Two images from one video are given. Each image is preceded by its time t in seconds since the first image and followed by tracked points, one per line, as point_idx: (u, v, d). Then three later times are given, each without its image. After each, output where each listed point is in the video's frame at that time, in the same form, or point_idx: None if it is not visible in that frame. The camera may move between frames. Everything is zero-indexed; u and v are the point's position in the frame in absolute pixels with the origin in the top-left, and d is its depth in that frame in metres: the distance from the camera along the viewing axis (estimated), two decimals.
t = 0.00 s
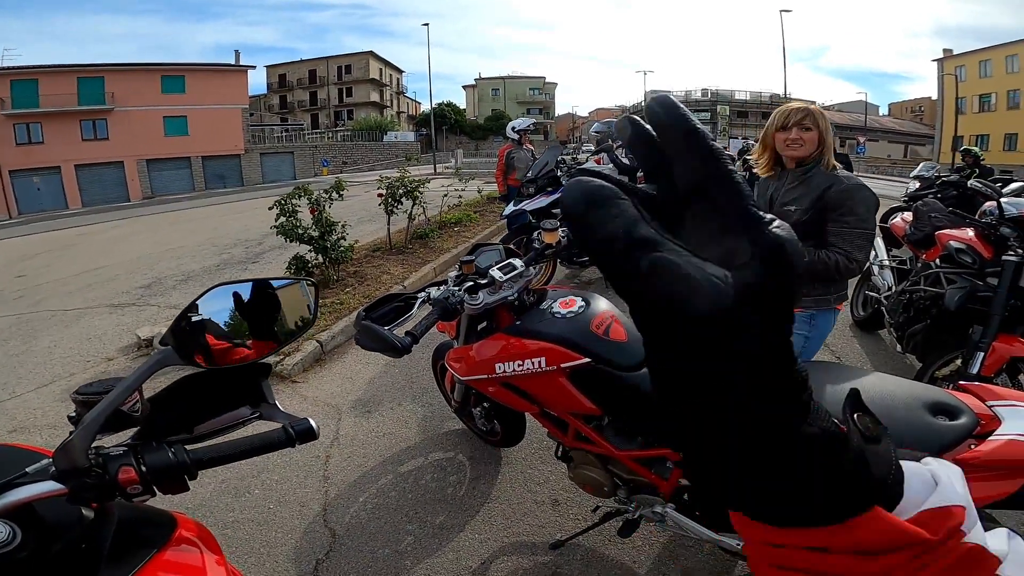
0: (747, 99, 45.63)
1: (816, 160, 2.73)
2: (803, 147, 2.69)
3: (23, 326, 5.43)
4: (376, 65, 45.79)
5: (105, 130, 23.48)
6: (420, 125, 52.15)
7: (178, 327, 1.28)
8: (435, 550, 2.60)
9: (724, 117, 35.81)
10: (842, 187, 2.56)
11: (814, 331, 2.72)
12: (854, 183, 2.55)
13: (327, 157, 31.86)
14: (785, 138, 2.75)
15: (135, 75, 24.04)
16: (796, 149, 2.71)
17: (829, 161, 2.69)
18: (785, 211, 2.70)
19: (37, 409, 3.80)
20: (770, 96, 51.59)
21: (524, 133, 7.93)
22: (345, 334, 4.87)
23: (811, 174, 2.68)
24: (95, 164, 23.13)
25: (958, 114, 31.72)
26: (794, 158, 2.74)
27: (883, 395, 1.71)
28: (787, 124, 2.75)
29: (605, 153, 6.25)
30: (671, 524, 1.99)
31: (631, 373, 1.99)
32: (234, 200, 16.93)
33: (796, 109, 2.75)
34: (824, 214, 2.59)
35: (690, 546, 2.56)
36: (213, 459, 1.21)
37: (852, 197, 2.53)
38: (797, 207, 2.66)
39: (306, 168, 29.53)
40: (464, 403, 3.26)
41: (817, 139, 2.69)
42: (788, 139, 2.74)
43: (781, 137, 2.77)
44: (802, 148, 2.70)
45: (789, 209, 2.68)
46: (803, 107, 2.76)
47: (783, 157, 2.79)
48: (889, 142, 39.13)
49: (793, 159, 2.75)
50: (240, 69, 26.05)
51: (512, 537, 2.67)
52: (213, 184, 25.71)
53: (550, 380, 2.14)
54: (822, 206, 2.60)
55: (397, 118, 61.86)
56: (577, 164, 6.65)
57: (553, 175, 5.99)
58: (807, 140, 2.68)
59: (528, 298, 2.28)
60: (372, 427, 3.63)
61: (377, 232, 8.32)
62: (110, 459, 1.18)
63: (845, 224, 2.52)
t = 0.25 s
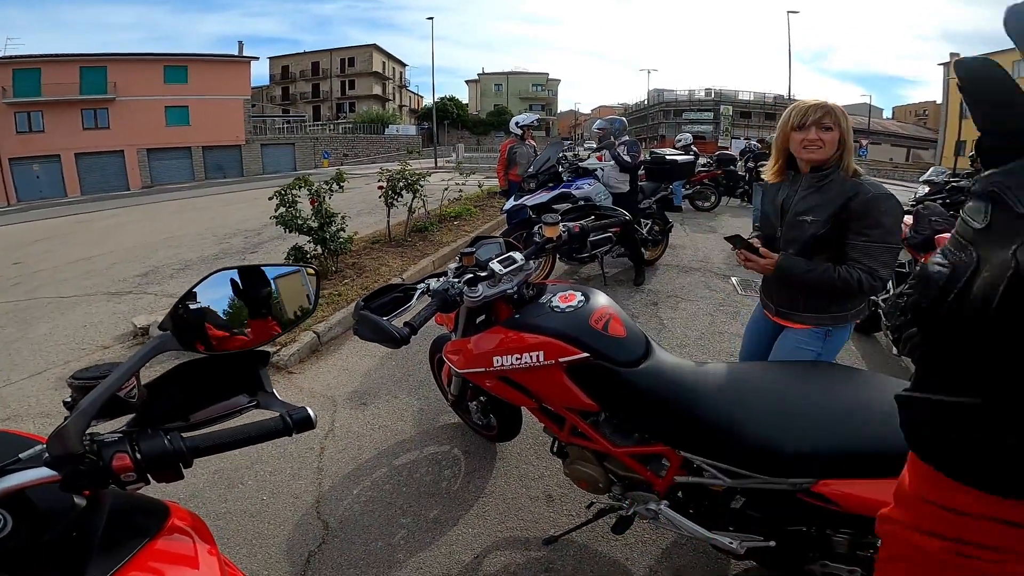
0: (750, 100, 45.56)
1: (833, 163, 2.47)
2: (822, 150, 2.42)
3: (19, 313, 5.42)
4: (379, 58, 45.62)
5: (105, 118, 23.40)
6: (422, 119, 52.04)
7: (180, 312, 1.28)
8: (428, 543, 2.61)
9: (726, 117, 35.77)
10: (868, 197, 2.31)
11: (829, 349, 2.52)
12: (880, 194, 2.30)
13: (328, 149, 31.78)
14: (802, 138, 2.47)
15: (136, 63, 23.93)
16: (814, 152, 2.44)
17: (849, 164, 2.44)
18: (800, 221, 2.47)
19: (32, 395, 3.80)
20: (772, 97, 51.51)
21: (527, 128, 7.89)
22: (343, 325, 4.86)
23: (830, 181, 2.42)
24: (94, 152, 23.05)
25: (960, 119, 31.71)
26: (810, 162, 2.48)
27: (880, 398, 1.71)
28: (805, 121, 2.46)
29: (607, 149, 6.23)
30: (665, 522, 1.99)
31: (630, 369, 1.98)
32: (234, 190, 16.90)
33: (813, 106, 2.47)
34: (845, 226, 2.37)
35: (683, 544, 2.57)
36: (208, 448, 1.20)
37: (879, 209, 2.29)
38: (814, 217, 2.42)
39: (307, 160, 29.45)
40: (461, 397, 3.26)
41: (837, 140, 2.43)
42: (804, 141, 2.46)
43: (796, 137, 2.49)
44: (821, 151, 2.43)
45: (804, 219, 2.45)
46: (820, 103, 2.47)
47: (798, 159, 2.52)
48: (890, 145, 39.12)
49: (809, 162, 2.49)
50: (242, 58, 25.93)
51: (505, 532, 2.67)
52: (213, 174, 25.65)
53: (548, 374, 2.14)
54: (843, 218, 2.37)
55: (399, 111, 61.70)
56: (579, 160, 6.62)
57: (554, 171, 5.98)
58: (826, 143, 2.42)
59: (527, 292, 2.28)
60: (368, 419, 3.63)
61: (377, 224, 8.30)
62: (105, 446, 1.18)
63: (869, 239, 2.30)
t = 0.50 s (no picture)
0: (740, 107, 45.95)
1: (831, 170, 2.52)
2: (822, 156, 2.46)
3: (5, 320, 5.36)
4: (372, 65, 45.69)
5: (95, 124, 23.27)
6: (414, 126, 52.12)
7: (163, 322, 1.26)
8: (419, 552, 2.60)
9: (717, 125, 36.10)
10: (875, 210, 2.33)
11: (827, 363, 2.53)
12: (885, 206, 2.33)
13: (320, 156, 31.75)
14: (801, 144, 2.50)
15: (127, 69, 23.85)
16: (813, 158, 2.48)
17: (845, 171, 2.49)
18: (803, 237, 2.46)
19: (18, 404, 3.75)
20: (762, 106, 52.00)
21: (518, 137, 7.93)
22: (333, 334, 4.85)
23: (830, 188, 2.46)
24: (83, 158, 22.89)
25: (946, 128, 32.14)
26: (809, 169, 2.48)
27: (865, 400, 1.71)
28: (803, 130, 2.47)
29: (598, 158, 6.28)
30: (655, 529, 2.00)
31: (619, 378, 1.99)
32: (225, 197, 16.84)
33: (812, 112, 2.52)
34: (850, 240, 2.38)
35: (674, 551, 2.57)
36: (193, 459, 1.20)
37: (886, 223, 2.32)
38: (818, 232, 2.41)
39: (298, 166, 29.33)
40: (452, 405, 3.26)
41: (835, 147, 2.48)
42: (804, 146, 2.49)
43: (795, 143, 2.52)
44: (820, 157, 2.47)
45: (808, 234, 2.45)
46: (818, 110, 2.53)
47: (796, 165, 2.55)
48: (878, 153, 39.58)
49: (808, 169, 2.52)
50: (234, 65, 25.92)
51: (497, 540, 2.66)
52: (204, 180, 25.54)
53: (537, 384, 2.14)
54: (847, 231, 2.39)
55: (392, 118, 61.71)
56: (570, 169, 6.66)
57: (546, 179, 6.01)
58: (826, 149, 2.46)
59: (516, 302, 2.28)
60: (359, 427, 3.62)
61: (368, 232, 8.29)
62: (88, 457, 1.17)
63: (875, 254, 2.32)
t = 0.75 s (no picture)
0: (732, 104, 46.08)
1: (829, 166, 2.46)
2: (822, 154, 2.39)
3: None
4: (364, 64, 45.52)
5: (85, 124, 23.07)
6: (407, 124, 51.98)
7: (149, 323, 1.24)
8: (416, 552, 2.58)
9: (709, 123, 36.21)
10: (884, 208, 2.35)
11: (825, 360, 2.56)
12: (892, 202, 2.36)
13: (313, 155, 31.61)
14: (798, 142, 2.41)
15: (116, 69, 23.65)
16: (812, 157, 2.40)
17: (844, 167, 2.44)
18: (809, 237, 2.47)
19: (7, 407, 3.70)
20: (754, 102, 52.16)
21: (511, 134, 7.91)
22: (327, 333, 4.82)
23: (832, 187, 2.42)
24: (73, 158, 22.69)
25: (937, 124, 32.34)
26: (809, 166, 2.43)
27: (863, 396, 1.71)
28: (801, 124, 2.40)
29: (591, 155, 6.27)
30: (651, 527, 1.99)
31: (613, 376, 1.99)
32: (215, 197, 16.72)
33: (809, 105, 2.41)
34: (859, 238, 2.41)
35: (671, 548, 2.57)
36: (181, 462, 1.18)
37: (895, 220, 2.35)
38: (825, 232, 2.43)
39: (290, 165, 29.18)
40: (446, 404, 3.24)
41: (834, 142, 2.40)
42: (803, 144, 2.40)
43: (792, 140, 2.42)
44: (819, 155, 2.40)
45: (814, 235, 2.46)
46: (813, 102, 2.41)
47: (793, 163, 2.47)
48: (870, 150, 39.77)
49: (806, 167, 2.45)
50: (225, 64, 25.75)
51: (494, 539, 2.65)
52: (196, 180, 25.38)
53: (531, 382, 2.13)
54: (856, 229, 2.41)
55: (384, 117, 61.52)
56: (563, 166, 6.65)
57: (539, 176, 5.99)
58: (826, 146, 2.38)
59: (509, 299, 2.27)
60: (354, 427, 3.59)
61: (361, 231, 8.25)
62: (73, 460, 1.15)
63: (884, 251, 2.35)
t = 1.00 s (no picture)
0: (734, 93, 45.80)
1: (834, 154, 2.41)
2: (826, 142, 2.35)
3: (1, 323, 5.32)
4: (363, 59, 45.37)
5: (85, 124, 23.08)
6: (407, 119, 51.82)
7: (150, 320, 1.23)
8: (423, 545, 2.58)
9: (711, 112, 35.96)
10: (892, 194, 2.27)
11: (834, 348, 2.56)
12: (900, 189, 2.28)
13: (314, 151, 31.56)
14: (802, 129, 2.38)
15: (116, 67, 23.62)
16: (817, 144, 2.37)
17: (851, 154, 2.38)
18: (814, 225, 2.40)
19: (15, 407, 3.72)
20: (756, 91, 51.82)
21: (512, 126, 7.87)
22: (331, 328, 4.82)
23: (838, 175, 2.37)
24: (75, 158, 22.71)
25: (941, 110, 32.09)
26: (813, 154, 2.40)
27: (873, 386, 1.71)
28: (804, 111, 2.37)
29: (593, 146, 6.23)
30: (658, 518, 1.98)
31: (618, 367, 1.97)
32: (216, 194, 16.71)
33: (812, 92, 2.39)
34: (866, 226, 2.33)
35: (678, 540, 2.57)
36: (184, 460, 1.18)
37: (903, 207, 2.27)
38: (832, 220, 2.36)
39: (291, 161, 29.16)
40: (451, 398, 3.23)
41: (839, 130, 2.36)
42: (806, 132, 2.37)
43: (796, 127, 2.40)
44: (824, 143, 2.36)
45: (819, 223, 2.38)
46: (816, 90, 2.39)
47: (798, 151, 2.44)
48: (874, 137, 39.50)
49: (811, 155, 2.41)
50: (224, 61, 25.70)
51: (501, 532, 2.65)
52: (198, 178, 25.40)
53: (536, 373, 2.12)
54: (862, 216, 2.33)
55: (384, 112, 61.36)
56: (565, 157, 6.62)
57: (541, 168, 5.96)
58: (830, 133, 2.34)
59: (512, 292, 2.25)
60: (359, 422, 3.59)
61: (362, 226, 8.23)
62: (76, 459, 1.15)
63: (893, 240, 2.27)
